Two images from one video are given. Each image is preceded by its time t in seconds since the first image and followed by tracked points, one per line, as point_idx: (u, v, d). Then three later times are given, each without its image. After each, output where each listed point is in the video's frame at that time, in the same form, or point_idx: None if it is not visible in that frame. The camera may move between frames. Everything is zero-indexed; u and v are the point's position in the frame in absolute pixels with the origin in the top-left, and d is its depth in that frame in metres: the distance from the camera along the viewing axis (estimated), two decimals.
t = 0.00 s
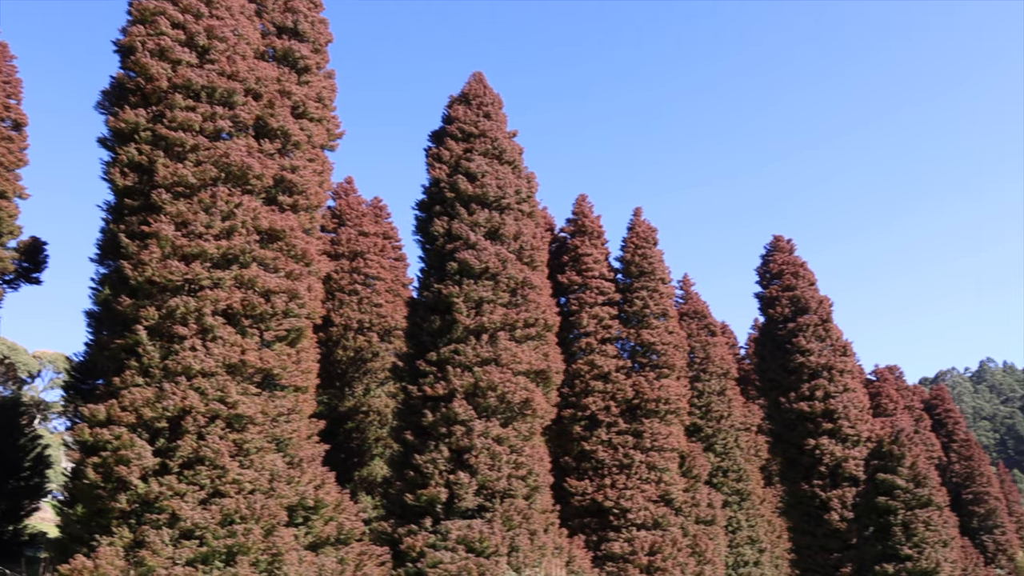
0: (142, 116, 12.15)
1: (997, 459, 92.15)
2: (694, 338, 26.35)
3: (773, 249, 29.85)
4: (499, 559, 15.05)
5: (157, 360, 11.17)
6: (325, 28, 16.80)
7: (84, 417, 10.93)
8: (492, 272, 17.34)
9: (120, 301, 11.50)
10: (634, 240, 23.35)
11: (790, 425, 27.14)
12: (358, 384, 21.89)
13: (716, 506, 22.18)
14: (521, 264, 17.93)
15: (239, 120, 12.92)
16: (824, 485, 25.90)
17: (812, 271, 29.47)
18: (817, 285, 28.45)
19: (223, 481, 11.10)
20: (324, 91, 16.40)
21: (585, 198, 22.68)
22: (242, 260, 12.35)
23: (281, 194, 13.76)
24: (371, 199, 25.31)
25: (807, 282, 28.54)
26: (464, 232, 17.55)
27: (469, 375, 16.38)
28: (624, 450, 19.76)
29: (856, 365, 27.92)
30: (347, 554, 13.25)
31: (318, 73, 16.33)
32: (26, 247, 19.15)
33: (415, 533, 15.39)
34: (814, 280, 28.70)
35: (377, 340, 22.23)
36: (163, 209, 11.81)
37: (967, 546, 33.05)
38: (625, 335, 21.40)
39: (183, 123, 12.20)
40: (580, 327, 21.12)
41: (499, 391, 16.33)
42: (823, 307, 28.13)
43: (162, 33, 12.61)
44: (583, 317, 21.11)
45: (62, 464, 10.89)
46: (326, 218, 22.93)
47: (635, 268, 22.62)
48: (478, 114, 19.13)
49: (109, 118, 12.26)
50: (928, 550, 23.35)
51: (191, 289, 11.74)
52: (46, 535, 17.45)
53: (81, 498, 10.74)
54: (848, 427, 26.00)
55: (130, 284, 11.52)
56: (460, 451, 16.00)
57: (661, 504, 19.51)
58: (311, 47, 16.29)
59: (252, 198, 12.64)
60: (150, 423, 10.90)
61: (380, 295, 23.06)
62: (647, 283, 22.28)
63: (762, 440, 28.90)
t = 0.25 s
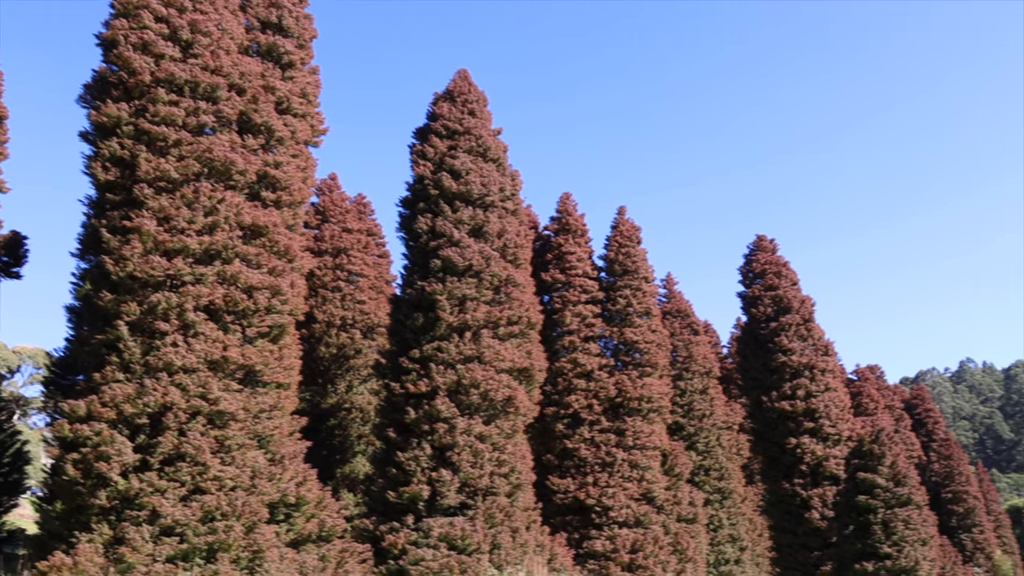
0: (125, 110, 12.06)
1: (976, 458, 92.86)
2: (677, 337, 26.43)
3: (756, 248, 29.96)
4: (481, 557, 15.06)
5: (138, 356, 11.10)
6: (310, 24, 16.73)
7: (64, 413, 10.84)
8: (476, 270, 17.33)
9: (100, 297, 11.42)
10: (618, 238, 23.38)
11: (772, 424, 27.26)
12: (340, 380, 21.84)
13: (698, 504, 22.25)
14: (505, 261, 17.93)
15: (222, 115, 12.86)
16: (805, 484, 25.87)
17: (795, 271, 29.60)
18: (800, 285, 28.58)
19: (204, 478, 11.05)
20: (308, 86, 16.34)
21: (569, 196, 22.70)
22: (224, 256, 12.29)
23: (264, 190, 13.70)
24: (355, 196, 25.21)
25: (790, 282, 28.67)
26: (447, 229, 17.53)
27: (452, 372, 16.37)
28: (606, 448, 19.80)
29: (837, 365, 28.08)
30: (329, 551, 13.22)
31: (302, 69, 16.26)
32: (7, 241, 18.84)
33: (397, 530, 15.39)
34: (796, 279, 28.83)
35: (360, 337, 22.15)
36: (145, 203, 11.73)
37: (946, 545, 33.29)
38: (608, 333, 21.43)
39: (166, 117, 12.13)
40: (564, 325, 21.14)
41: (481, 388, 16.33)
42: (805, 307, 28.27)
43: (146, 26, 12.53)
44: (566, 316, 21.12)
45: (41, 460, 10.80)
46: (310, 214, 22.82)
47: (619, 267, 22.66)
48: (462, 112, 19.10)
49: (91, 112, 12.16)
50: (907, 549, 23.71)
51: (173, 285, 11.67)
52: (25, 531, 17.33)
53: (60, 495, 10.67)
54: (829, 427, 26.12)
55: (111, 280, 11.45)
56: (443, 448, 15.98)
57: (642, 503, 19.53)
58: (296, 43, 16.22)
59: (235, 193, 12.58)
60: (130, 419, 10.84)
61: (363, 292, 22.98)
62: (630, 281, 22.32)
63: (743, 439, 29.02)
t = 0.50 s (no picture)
0: (106, 103, 11.96)
1: (953, 457, 93.61)
2: (659, 335, 26.55)
3: (738, 248, 30.07)
4: (461, 554, 15.05)
5: (118, 351, 11.02)
6: (293, 19, 16.66)
7: (42, 409, 10.75)
8: (458, 267, 17.32)
9: (80, 291, 11.34)
10: (601, 237, 23.41)
11: (752, 422, 27.39)
12: (322, 376, 21.87)
13: (678, 502, 22.30)
14: (487, 259, 17.93)
15: (204, 109, 12.80)
16: (784, 482, 26.01)
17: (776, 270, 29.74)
18: (781, 284, 28.71)
19: (183, 474, 11.00)
20: (292, 82, 16.27)
21: (552, 194, 22.70)
22: (205, 251, 12.24)
23: (246, 185, 13.64)
24: (337, 192, 25.11)
25: (771, 282, 28.79)
26: (430, 226, 17.51)
27: (434, 369, 16.35)
28: (588, 446, 19.84)
29: (817, 364, 28.25)
30: (309, 548, 13.17)
31: (286, 64, 16.19)
32: None
33: (378, 527, 15.37)
34: (778, 279, 28.96)
35: (342, 333, 22.02)
36: (125, 197, 11.65)
37: (923, 543, 33.55)
38: (590, 331, 21.48)
39: (147, 111, 12.05)
40: (546, 323, 21.17)
41: (463, 385, 16.33)
42: (787, 306, 28.40)
43: (128, 19, 12.43)
44: (548, 314, 21.15)
45: (19, 456, 10.71)
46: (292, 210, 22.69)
47: (601, 265, 22.69)
48: (446, 108, 19.07)
49: (71, 105, 12.05)
50: (885, 547, 23.90)
51: (153, 280, 11.60)
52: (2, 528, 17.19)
53: (38, 491, 10.59)
54: (809, 425, 26.30)
55: (91, 274, 11.37)
56: (424, 445, 15.96)
57: (623, 500, 19.57)
58: (279, 37, 16.14)
59: (216, 188, 12.52)
60: (109, 415, 10.77)
61: (345, 288, 22.85)
62: (612, 280, 22.36)
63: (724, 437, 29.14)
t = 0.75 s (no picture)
0: (85, 95, 11.84)
1: (930, 455, 94.36)
2: (640, 332, 26.60)
3: (719, 246, 30.16)
4: (440, 550, 15.05)
5: (96, 345, 10.93)
6: (275, 12, 16.57)
7: (18, 403, 10.65)
8: (440, 263, 17.30)
9: (58, 285, 11.24)
10: (582, 234, 23.43)
11: (732, 420, 27.49)
12: (302, 372, 21.64)
13: (657, 499, 22.31)
14: (469, 255, 17.91)
15: (185, 102, 12.71)
16: (763, 479, 26.16)
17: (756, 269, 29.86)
18: (761, 283, 28.84)
19: (161, 469, 10.93)
20: (273, 75, 16.18)
21: (534, 191, 22.69)
22: (185, 245, 12.17)
23: (227, 179, 13.56)
24: (319, 187, 24.94)
25: (751, 280, 28.91)
26: (411, 222, 17.47)
27: (414, 365, 16.34)
28: (568, 442, 19.87)
29: (796, 362, 28.41)
30: (287, 544, 13.12)
31: (267, 58, 16.11)
32: None
33: (357, 523, 15.35)
34: (758, 277, 29.08)
35: (322, 329, 21.75)
36: (104, 190, 11.56)
37: (900, 540, 33.81)
38: (571, 328, 21.50)
39: (127, 104, 11.96)
40: (526, 319, 21.15)
41: (443, 381, 16.32)
42: (767, 304, 28.55)
43: (108, 11, 12.32)
44: (529, 310, 21.13)
45: None
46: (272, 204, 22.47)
47: (583, 262, 22.71)
48: (429, 104, 19.01)
49: (50, 97, 11.93)
50: (862, 544, 24.09)
51: (132, 274, 11.52)
52: None
53: (13, 486, 10.50)
54: (788, 423, 26.44)
55: (69, 267, 11.27)
56: (404, 441, 15.95)
57: (602, 497, 19.63)
58: (261, 31, 16.05)
59: (197, 182, 12.45)
60: (87, 409, 10.68)
61: (326, 284, 22.63)
62: (593, 277, 22.39)
63: (703, 435, 29.27)
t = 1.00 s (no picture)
0: (64, 85, 11.73)
1: (906, 453, 95.13)
2: (620, 328, 26.67)
3: (699, 243, 30.26)
4: (420, 544, 15.09)
5: (73, 338, 10.83)
6: (257, 4, 16.48)
7: None
8: (421, 258, 17.27)
9: (35, 276, 11.14)
10: (564, 230, 23.46)
11: (711, 416, 27.59)
12: (281, 365, 21.58)
13: (637, 495, 22.24)
14: (450, 250, 17.90)
15: (165, 93, 12.63)
16: (741, 475, 26.24)
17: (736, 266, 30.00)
18: (741, 280, 28.99)
19: (139, 462, 10.87)
20: (255, 67, 16.09)
21: (516, 186, 22.68)
22: (164, 238, 12.10)
23: (207, 171, 13.48)
24: (299, 179, 24.78)
25: (732, 277, 29.05)
26: (393, 216, 17.43)
27: (394, 360, 16.31)
28: (547, 438, 19.91)
29: (775, 359, 28.59)
30: (266, 538, 13.06)
31: (249, 50, 16.01)
32: None
33: (336, 517, 15.33)
34: (738, 275, 29.22)
35: (302, 322, 21.66)
36: (83, 181, 11.46)
37: (876, 537, 34.09)
38: (552, 324, 21.52)
39: (107, 94, 11.85)
40: (507, 315, 21.11)
41: (423, 376, 16.30)
42: (746, 302, 28.72)
43: None
44: (510, 305, 21.11)
45: None
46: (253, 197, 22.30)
47: (564, 258, 22.73)
48: (411, 98, 18.96)
49: (28, 86, 11.80)
50: (839, 540, 24.36)
51: (110, 266, 11.43)
52: None
53: None
54: (767, 420, 26.58)
55: (46, 258, 11.17)
56: (383, 436, 15.92)
57: (582, 492, 19.70)
58: (243, 22, 15.95)
59: (177, 173, 12.37)
60: (63, 402, 10.59)
61: (306, 277, 22.41)
62: (574, 273, 22.43)
63: (683, 431, 29.40)
